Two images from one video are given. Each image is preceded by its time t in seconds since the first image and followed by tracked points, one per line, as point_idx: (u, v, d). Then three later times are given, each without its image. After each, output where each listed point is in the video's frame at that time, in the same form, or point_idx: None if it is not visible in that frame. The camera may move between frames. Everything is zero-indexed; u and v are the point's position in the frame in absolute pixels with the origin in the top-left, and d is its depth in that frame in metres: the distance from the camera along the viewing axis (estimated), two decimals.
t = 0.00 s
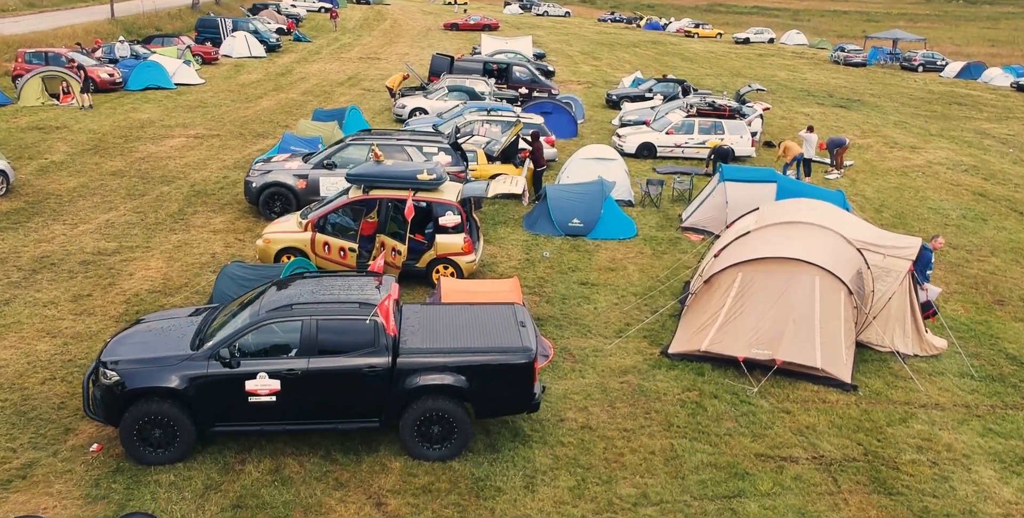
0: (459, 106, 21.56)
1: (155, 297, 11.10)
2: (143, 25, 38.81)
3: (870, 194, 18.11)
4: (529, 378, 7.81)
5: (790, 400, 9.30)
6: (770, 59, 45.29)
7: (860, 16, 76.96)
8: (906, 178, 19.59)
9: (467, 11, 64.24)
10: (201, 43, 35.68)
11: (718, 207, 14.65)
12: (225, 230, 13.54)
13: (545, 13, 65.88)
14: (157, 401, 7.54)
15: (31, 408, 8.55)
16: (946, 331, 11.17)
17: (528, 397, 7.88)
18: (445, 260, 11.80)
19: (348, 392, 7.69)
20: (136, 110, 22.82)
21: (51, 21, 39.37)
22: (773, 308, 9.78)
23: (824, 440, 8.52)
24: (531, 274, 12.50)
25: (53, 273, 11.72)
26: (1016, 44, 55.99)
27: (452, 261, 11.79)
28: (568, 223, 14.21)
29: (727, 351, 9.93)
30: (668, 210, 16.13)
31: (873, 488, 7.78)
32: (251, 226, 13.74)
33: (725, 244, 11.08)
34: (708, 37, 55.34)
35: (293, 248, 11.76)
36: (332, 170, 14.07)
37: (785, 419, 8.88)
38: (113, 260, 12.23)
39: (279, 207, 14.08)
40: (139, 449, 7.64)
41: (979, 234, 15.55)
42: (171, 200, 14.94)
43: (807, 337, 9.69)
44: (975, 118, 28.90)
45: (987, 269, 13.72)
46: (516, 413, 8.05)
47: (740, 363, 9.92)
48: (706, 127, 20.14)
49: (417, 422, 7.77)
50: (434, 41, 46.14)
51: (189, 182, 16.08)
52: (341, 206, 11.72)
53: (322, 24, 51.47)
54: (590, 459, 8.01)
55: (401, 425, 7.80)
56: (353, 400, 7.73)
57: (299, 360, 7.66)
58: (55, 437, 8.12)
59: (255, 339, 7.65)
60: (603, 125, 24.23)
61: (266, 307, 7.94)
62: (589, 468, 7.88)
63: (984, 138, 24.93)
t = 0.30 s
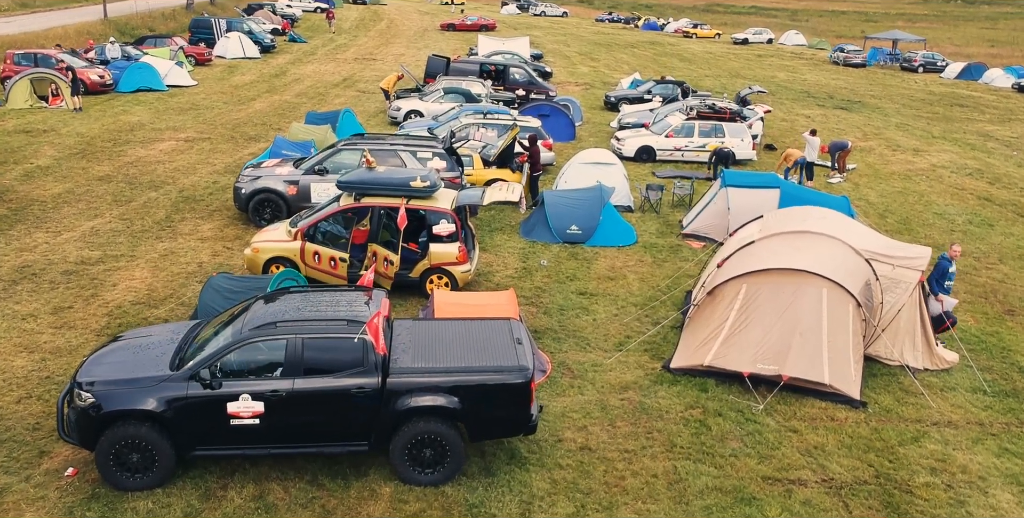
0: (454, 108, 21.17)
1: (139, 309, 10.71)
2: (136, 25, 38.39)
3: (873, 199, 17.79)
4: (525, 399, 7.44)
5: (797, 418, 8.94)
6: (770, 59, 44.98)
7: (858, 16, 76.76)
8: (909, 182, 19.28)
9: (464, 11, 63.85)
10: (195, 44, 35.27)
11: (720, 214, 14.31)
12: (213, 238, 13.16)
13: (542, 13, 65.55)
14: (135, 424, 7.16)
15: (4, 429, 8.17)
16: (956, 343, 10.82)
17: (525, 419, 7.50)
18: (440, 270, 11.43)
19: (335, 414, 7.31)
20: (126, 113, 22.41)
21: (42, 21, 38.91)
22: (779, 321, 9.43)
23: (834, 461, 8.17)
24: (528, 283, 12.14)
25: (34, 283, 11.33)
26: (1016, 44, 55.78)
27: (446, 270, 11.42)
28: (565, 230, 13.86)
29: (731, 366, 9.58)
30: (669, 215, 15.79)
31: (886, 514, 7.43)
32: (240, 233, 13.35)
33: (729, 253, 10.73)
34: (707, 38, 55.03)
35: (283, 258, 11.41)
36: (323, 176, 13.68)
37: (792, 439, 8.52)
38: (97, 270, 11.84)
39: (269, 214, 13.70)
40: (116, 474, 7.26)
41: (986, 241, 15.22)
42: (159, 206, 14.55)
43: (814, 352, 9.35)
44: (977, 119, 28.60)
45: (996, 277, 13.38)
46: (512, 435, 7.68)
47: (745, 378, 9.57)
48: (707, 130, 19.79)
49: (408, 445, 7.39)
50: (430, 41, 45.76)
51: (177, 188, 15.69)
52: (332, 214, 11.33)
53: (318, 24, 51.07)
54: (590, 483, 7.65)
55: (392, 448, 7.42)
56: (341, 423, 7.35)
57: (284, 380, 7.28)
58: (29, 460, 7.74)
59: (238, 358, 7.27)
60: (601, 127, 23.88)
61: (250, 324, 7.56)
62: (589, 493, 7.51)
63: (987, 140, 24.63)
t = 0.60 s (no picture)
0: (451, 112, 20.82)
1: (123, 322, 10.33)
2: (131, 26, 38.00)
3: (878, 204, 17.46)
4: (523, 422, 7.08)
5: (806, 437, 8.60)
6: (770, 61, 44.65)
7: (858, 16, 76.52)
8: (914, 187, 18.97)
9: (462, 11, 63.46)
10: (190, 45, 34.87)
11: (722, 220, 13.97)
12: (202, 246, 12.79)
13: (541, 13, 65.20)
14: (111, 450, 6.78)
15: None
16: (970, 356, 10.46)
17: (523, 442, 7.13)
18: (435, 281, 11.01)
19: (323, 438, 6.95)
20: (118, 116, 22.01)
21: (35, 22, 38.48)
22: (786, 336, 9.11)
23: (845, 484, 7.81)
24: (526, 293, 11.79)
25: (14, 294, 10.93)
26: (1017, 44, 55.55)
27: (441, 281, 11.00)
28: (564, 237, 13.50)
29: (737, 382, 9.24)
30: (670, 222, 15.44)
31: None
32: (229, 242, 12.98)
33: (733, 264, 10.40)
34: (706, 38, 54.70)
35: (272, 268, 10.99)
36: (315, 182, 13.30)
37: (802, 460, 8.17)
38: (81, 280, 11.46)
39: (260, 221, 13.34)
40: (91, 502, 6.88)
41: (994, 249, 14.90)
42: (147, 213, 14.17)
43: (823, 368, 9.02)
44: (980, 122, 28.29)
45: (1006, 285, 13.05)
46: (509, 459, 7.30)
47: (752, 395, 9.23)
48: (708, 133, 19.44)
49: (400, 470, 7.02)
50: (428, 42, 45.39)
51: (167, 194, 15.32)
52: (324, 223, 10.96)
53: (314, 24, 50.66)
54: (590, 509, 7.29)
55: (382, 474, 7.06)
56: (329, 447, 6.99)
57: (268, 403, 6.92)
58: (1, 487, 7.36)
59: (220, 380, 6.90)
60: (600, 130, 23.53)
61: (233, 342, 7.19)
62: None
63: (991, 143, 24.32)
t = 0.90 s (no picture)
0: (448, 115, 20.45)
1: (106, 337, 9.96)
2: (125, 27, 37.60)
3: (884, 209, 17.14)
4: (521, 447, 6.71)
5: (817, 459, 8.24)
6: (770, 61, 44.33)
7: (858, 16, 76.29)
8: (920, 191, 18.65)
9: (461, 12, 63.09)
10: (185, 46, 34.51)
11: (725, 227, 13.62)
12: (191, 255, 12.41)
13: (539, 13, 64.87)
14: (85, 479, 6.41)
15: None
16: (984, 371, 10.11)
17: (521, 469, 6.76)
18: (430, 292, 10.58)
19: (309, 466, 6.59)
20: (109, 119, 21.64)
21: (29, 23, 38.09)
22: (795, 352, 8.77)
23: (859, 510, 7.45)
24: (525, 304, 11.43)
25: None
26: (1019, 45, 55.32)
27: (437, 293, 10.57)
28: (564, 245, 13.14)
29: (743, 400, 8.89)
30: (672, 228, 15.08)
31: None
32: (219, 251, 12.62)
33: (738, 275, 10.07)
34: (706, 39, 54.39)
35: (262, 279, 10.61)
36: (307, 190, 12.94)
37: (813, 484, 7.81)
38: (64, 291, 11.08)
39: (250, 229, 12.96)
40: None
41: (1003, 257, 14.59)
42: (135, 220, 13.80)
43: (833, 386, 8.68)
44: (985, 124, 27.98)
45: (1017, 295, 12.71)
46: (506, 486, 6.93)
47: (759, 413, 8.88)
48: (710, 137, 19.10)
49: (391, 500, 6.65)
50: (426, 43, 45.05)
51: (156, 200, 14.94)
52: (316, 232, 10.61)
53: (311, 25, 50.27)
54: None
55: (372, 503, 6.69)
56: (315, 475, 6.62)
57: (251, 429, 6.55)
58: None
59: (201, 405, 6.53)
60: (600, 132, 23.19)
61: (215, 364, 6.83)
62: None
63: (996, 146, 24.02)
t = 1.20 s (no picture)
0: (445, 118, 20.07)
1: (88, 353, 9.58)
2: (120, 28, 37.23)
3: (890, 215, 16.81)
4: (519, 477, 6.33)
5: (829, 484, 7.87)
6: (771, 62, 44.04)
7: (858, 16, 76.02)
8: (927, 196, 18.32)
9: (460, 12, 62.72)
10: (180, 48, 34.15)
11: (729, 236, 13.27)
12: (179, 265, 12.04)
13: (538, 14, 64.57)
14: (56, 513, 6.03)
15: None
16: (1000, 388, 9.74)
17: (519, 500, 6.39)
18: (425, 305, 10.20)
19: (294, 496, 6.23)
20: (101, 122, 21.26)
21: (23, 24, 37.71)
22: (805, 370, 8.43)
23: None
24: (523, 317, 11.07)
25: None
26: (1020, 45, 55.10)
27: (432, 306, 10.20)
28: (564, 254, 12.78)
29: (751, 421, 8.53)
30: (674, 236, 14.73)
31: None
32: (208, 260, 12.25)
33: (745, 288, 9.73)
34: (706, 39, 54.09)
35: (251, 292, 10.25)
36: (300, 197, 12.54)
37: (826, 511, 7.44)
38: (47, 304, 10.70)
39: (241, 237, 12.61)
40: None
41: (1014, 265, 14.25)
42: (123, 228, 13.43)
43: (845, 407, 8.34)
44: (989, 126, 27.66)
45: None
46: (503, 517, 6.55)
47: (767, 434, 8.53)
48: (712, 140, 18.76)
49: None
50: (424, 44, 44.71)
51: (146, 207, 14.57)
52: (307, 243, 10.23)
53: (309, 26, 49.93)
54: None
55: None
56: (301, 507, 6.25)
57: (233, 459, 6.18)
58: None
59: (179, 433, 6.15)
60: (600, 136, 22.84)
61: (196, 389, 6.45)
62: None
63: (1001, 149, 23.71)
